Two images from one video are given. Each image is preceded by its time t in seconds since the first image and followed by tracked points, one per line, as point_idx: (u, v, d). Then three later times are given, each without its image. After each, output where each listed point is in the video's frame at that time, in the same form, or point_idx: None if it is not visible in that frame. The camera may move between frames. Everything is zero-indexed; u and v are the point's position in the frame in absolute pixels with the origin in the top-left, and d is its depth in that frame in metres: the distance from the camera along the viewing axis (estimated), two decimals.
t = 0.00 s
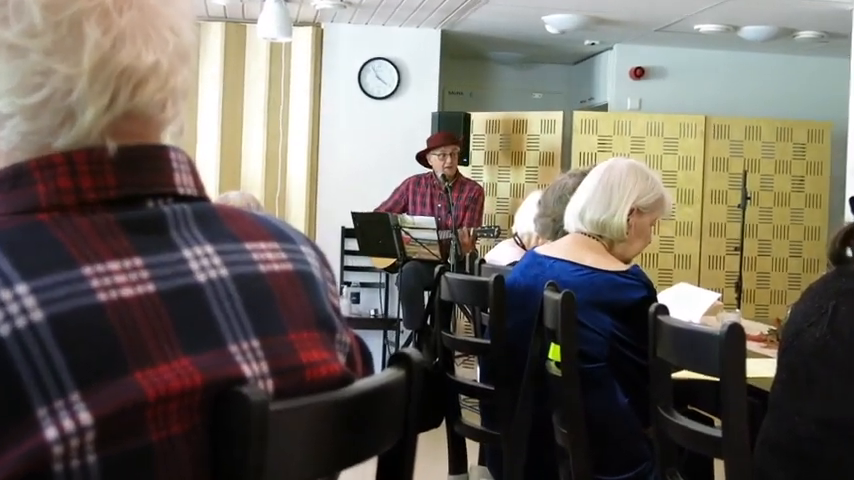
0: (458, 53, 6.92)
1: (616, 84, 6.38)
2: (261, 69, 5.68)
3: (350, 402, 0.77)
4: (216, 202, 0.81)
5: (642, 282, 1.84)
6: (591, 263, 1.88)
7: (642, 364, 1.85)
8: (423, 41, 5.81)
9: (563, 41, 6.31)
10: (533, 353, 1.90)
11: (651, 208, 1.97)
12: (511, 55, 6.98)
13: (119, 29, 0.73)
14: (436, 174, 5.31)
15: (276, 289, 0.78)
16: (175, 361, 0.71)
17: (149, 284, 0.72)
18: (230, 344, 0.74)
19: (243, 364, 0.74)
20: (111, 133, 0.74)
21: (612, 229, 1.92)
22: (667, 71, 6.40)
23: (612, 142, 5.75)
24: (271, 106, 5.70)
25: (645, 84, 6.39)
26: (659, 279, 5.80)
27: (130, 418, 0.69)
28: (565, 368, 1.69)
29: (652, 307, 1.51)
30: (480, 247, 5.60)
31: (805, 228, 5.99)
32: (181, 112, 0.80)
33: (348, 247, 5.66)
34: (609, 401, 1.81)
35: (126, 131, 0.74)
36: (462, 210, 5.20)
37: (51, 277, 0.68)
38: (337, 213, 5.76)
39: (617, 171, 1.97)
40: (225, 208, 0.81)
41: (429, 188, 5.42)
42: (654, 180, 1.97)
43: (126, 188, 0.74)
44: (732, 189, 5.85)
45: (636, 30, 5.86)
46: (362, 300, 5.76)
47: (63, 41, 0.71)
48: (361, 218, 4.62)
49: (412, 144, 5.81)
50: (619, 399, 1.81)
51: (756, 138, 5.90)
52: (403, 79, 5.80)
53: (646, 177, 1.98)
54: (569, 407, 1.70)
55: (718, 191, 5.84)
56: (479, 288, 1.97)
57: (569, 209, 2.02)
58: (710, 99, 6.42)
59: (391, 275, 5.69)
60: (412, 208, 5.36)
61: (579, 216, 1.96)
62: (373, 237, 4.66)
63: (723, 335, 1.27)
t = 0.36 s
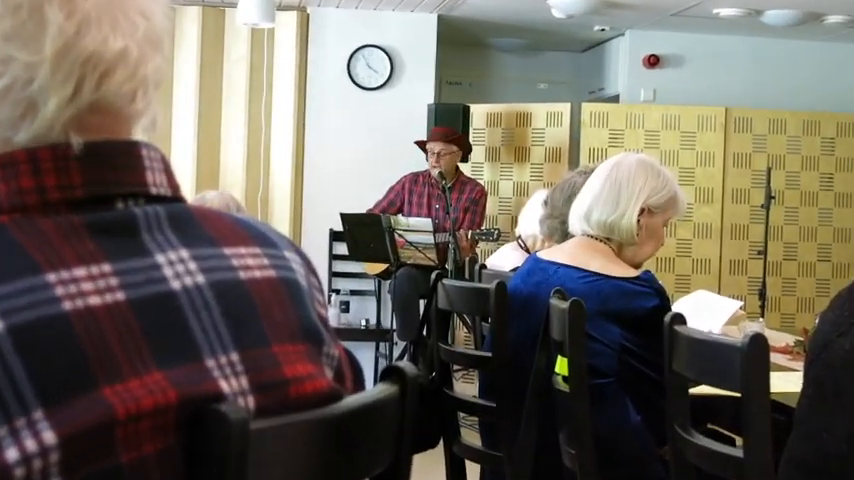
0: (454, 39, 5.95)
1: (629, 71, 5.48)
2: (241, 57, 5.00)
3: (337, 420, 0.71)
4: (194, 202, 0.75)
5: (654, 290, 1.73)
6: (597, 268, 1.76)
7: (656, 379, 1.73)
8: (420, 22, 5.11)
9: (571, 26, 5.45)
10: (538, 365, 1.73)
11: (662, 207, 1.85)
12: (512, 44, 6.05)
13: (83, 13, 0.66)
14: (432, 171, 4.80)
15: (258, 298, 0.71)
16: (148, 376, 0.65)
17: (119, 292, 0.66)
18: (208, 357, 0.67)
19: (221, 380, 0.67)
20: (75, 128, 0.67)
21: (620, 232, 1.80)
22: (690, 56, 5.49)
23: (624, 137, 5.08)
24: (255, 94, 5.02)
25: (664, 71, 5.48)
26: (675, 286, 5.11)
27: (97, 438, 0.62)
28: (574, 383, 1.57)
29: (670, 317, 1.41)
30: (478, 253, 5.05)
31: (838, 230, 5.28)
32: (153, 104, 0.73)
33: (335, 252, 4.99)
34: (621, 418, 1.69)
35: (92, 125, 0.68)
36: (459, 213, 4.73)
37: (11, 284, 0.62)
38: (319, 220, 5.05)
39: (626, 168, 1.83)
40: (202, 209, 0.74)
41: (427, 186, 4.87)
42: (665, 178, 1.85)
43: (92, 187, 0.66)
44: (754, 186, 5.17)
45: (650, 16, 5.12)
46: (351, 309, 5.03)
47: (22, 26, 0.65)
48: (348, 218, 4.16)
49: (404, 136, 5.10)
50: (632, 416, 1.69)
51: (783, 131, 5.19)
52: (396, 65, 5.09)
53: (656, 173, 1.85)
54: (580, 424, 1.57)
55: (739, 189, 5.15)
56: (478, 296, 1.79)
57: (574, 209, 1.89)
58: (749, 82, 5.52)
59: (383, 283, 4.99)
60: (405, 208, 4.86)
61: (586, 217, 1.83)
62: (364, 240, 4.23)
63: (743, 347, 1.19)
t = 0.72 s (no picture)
0: (453, 23, 5.75)
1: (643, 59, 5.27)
2: (221, 42, 4.79)
3: (326, 440, 0.65)
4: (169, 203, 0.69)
5: (667, 293, 1.63)
6: (603, 270, 1.67)
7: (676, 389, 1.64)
8: (416, 8, 4.91)
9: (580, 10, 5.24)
10: (545, 378, 1.63)
11: (676, 205, 1.74)
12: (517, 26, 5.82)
13: None
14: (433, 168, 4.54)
15: (238, 307, 0.65)
16: (119, 392, 0.59)
17: (87, 301, 0.59)
18: (184, 371, 0.61)
19: (199, 396, 0.61)
20: (39, 120, 0.61)
21: (632, 233, 1.70)
22: (709, 40, 5.27)
23: (639, 130, 4.86)
24: (235, 85, 4.83)
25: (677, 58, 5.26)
26: (695, 293, 4.89)
27: (63, 461, 0.56)
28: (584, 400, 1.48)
29: (687, 326, 1.32)
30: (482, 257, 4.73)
31: None
32: (124, 94, 0.66)
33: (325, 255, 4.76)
34: (635, 434, 1.61)
35: (57, 117, 0.62)
36: (462, 212, 4.51)
37: None
38: (304, 222, 4.84)
39: (636, 165, 1.72)
40: (177, 210, 0.68)
41: (425, 184, 4.60)
42: (678, 174, 1.74)
43: (58, 186, 0.60)
44: (782, 183, 4.94)
45: None
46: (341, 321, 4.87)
47: None
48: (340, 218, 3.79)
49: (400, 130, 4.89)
50: (646, 431, 1.61)
51: (810, 124, 4.98)
52: (390, 53, 4.89)
53: (669, 168, 1.74)
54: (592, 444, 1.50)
55: (764, 187, 4.93)
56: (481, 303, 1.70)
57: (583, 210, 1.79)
58: (763, 74, 5.31)
59: (375, 289, 4.80)
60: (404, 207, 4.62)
61: (595, 218, 1.73)
62: (356, 243, 3.88)
63: (769, 359, 1.12)
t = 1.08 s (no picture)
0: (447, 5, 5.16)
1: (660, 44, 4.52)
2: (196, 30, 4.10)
3: (308, 462, 0.59)
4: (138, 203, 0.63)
5: (685, 296, 1.44)
6: (612, 276, 1.48)
7: (690, 393, 1.43)
8: None
9: None
10: (548, 396, 1.43)
11: (694, 206, 1.55)
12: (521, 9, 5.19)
13: None
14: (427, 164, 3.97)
15: (212, 317, 0.59)
16: (81, 410, 0.53)
17: (47, 310, 0.54)
18: (153, 387, 0.56)
19: (169, 414, 0.56)
20: None
21: (645, 237, 1.51)
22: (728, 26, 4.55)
23: (652, 123, 4.18)
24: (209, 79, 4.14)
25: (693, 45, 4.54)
26: (713, 301, 4.19)
27: None
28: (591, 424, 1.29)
29: (701, 338, 1.15)
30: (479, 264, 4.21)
31: None
32: (85, 84, 0.60)
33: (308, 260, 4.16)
34: (651, 456, 1.41)
35: (16, 110, 0.57)
36: (458, 215, 3.96)
37: None
38: (283, 221, 4.18)
39: (647, 162, 1.54)
40: (146, 212, 0.62)
41: (417, 183, 4.02)
42: (695, 173, 1.56)
43: (16, 185, 0.55)
44: (806, 181, 4.22)
45: None
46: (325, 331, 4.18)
47: None
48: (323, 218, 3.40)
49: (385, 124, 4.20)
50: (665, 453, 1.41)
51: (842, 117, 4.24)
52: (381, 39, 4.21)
53: (685, 165, 1.55)
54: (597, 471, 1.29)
55: (787, 186, 4.21)
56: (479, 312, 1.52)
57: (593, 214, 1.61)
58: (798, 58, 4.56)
59: (364, 296, 4.15)
60: (394, 209, 4.03)
61: (603, 222, 1.55)
62: (342, 245, 3.50)
63: (792, 374, 0.95)
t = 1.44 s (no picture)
0: None
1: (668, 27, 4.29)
2: (160, 12, 4.04)
3: None
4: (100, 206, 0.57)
5: (697, 305, 1.38)
6: (617, 284, 1.43)
7: (700, 411, 1.37)
8: None
9: None
10: (547, 414, 1.39)
11: (708, 209, 1.52)
12: None
13: None
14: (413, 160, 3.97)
15: (177, 331, 0.54)
16: (34, 433, 0.49)
17: None
18: (112, 409, 0.51)
19: (129, 438, 0.51)
20: None
21: (654, 241, 1.48)
22: (744, 11, 4.31)
23: (661, 117, 4.05)
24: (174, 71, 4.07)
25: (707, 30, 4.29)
26: (728, 311, 4.05)
27: None
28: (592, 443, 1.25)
29: (715, 352, 1.09)
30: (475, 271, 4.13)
31: None
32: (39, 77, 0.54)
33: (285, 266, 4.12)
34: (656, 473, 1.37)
35: None
36: (446, 217, 3.96)
37: None
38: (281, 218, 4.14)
39: (657, 162, 1.51)
40: (108, 215, 0.57)
41: (403, 181, 3.97)
42: (707, 173, 1.53)
43: None
44: (831, 180, 4.08)
45: None
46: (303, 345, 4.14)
47: None
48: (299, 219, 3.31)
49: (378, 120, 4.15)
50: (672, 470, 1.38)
51: None
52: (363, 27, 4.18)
53: (698, 165, 1.52)
54: None
55: (809, 185, 4.07)
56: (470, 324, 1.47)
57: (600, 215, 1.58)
58: (813, 42, 4.34)
59: (345, 307, 4.11)
60: (377, 209, 4.00)
61: (610, 225, 1.51)
62: (322, 250, 3.40)
63: (814, 392, 0.89)
